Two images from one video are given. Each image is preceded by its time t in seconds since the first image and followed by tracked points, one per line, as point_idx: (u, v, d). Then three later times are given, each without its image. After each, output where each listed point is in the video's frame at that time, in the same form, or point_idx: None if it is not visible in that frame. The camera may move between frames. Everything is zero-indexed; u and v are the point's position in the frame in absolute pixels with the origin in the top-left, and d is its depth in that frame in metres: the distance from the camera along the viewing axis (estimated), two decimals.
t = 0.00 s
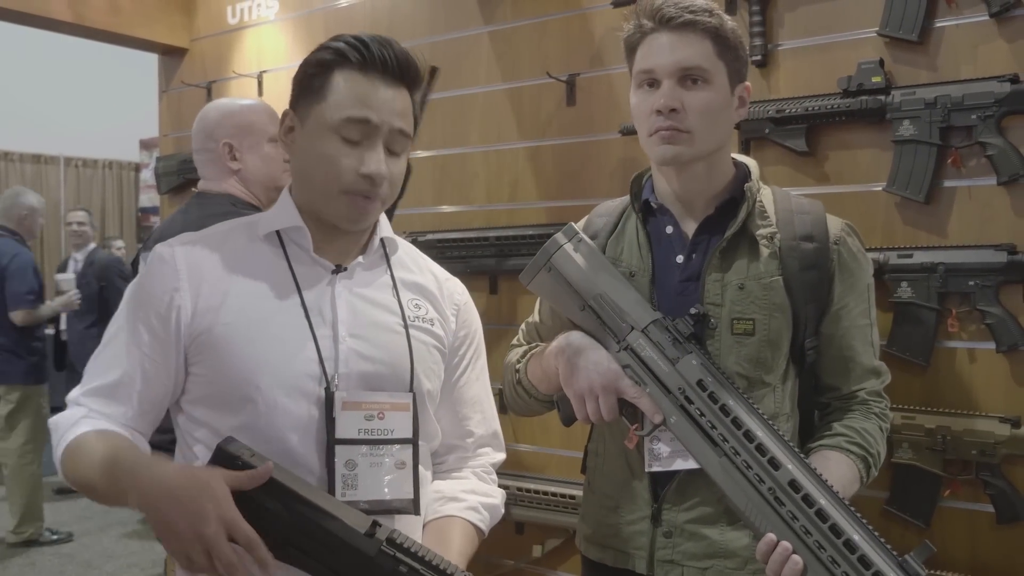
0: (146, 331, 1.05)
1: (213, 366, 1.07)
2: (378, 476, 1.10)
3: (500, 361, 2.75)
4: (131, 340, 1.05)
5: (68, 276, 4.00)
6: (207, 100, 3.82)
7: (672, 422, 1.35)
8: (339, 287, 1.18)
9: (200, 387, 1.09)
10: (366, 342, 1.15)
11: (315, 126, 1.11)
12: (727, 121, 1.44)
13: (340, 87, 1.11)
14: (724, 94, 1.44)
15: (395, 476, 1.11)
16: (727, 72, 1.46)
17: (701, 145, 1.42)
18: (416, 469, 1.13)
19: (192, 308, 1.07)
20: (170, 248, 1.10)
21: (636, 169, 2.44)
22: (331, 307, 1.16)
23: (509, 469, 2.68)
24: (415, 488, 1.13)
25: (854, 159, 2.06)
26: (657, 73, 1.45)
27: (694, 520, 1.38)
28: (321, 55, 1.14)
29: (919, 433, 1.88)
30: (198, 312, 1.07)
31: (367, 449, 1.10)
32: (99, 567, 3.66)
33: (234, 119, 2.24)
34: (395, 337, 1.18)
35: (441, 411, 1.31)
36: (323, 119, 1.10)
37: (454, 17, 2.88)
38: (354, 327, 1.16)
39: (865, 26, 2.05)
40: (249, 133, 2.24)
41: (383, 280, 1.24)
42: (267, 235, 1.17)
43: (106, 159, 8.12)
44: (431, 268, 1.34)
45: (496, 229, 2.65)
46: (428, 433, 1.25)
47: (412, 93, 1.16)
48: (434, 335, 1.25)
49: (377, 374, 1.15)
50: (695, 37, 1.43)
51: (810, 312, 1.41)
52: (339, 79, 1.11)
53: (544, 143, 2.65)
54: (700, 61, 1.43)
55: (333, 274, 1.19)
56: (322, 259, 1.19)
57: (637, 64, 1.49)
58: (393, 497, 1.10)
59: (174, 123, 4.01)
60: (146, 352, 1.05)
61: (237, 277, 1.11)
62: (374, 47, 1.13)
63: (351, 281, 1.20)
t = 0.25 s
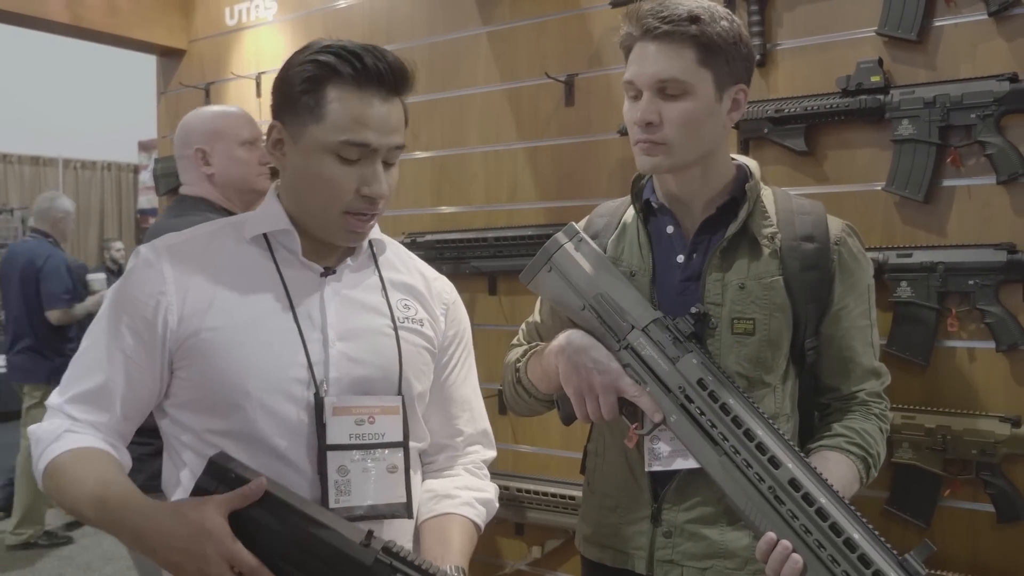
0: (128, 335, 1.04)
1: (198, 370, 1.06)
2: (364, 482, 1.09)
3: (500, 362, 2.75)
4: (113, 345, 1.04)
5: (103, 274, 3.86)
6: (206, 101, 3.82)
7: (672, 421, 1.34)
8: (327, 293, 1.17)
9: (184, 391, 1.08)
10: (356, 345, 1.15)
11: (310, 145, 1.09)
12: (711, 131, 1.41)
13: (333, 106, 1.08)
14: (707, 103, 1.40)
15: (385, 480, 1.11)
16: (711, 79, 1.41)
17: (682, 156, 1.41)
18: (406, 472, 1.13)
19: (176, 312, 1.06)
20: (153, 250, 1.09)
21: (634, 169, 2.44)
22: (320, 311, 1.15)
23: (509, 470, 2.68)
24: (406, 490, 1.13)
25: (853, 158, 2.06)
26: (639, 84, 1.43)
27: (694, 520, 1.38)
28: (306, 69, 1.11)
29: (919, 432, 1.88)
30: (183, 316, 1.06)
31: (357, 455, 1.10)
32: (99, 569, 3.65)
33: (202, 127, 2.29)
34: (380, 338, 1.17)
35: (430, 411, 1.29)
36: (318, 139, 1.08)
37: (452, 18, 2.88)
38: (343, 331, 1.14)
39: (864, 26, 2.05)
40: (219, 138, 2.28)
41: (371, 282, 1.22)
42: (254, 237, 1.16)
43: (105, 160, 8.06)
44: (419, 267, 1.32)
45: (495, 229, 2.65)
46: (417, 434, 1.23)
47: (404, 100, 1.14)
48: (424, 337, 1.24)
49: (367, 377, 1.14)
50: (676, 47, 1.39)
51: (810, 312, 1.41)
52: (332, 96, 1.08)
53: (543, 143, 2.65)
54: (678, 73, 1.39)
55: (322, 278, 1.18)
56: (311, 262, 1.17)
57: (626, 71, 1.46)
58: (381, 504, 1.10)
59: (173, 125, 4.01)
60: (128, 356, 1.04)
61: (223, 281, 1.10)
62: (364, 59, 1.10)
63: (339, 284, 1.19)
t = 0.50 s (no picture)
0: (115, 341, 1.03)
1: (184, 374, 1.06)
2: (351, 482, 1.10)
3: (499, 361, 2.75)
4: (99, 351, 1.03)
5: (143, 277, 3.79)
6: (205, 100, 3.82)
7: (672, 419, 1.34)
8: (312, 291, 1.16)
9: (170, 397, 1.07)
10: (341, 346, 1.14)
11: (282, 143, 1.08)
12: (710, 133, 1.40)
13: (302, 103, 1.07)
14: (706, 107, 1.39)
15: (374, 480, 1.12)
16: (710, 83, 1.40)
17: (681, 160, 1.40)
18: (395, 472, 1.14)
19: (161, 316, 1.05)
20: (137, 253, 1.08)
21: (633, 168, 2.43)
22: (305, 310, 1.14)
23: (508, 470, 2.68)
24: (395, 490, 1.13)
25: (853, 157, 2.06)
26: (636, 89, 1.41)
27: (693, 519, 1.37)
28: (275, 66, 1.10)
29: (919, 431, 1.88)
30: (170, 319, 1.06)
31: (346, 457, 1.10)
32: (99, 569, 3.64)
33: (167, 127, 2.30)
34: (365, 338, 1.15)
35: (419, 407, 1.27)
36: (289, 137, 1.08)
37: (451, 17, 2.87)
38: (329, 331, 1.14)
39: (863, 24, 2.04)
40: (182, 138, 2.29)
41: (357, 279, 1.21)
42: (235, 238, 1.15)
43: (104, 160, 7.98)
44: (403, 261, 1.29)
45: (494, 228, 2.64)
46: (406, 433, 1.21)
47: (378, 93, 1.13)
48: (412, 333, 1.21)
49: (354, 377, 1.13)
50: (673, 52, 1.38)
51: (810, 311, 1.40)
52: (302, 93, 1.07)
53: (542, 142, 2.64)
54: (674, 79, 1.38)
55: (307, 277, 1.17)
56: (295, 262, 1.16)
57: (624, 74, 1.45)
58: (372, 504, 1.11)
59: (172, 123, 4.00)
60: (115, 363, 1.03)
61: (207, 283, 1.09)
62: (332, 54, 1.09)
63: (324, 283, 1.17)
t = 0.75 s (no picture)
0: (99, 347, 1.02)
1: (172, 377, 1.05)
2: (349, 483, 1.10)
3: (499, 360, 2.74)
4: (85, 357, 1.02)
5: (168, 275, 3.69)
6: (204, 98, 3.81)
7: (672, 418, 1.34)
8: (300, 291, 1.15)
9: (158, 401, 1.06)
10: (331, 346, 1.13)
11: (265, 140, 1.08)
12: (712, 135, 1.40)
13: (284, 99, 1.06)
14: (708, 110, 1.39)
15: (369, 481, 1.12)
16: (711, 85, 1.39)
17: (683, 162, 1.40)
18: (388, 473, 1.14)
19: (147, 320, 1.05)
20: (121, 257, 1.07)
21: (633, 167, 2.43)
22: (294, 310, 1.13)
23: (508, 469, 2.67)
24: (389, 490, 1.14)
25: (853, 156, 2.05)
26: (637, 91, 1.40)
27: (693, 518, 1.37)
28: (257, 62, 1.09)
29: (920, 431, 1.87)
30: (156, 322, 1.05)
31: (339, 458, 1.10)
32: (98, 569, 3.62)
33: (145, 126, 2.32)
34: (358, 337, 1.15)
35: (412, 403, 1.27)
36: (272, 134, 1.07)
37: (450, 15, 2.86)
38: (319, 331, 1.13)
39: (864, 22, 2.04)
40: (156, 139, 2.31)
41: (346, 277, 1.20)
42: (222, 239, 1.14)
43: (105, 158, 7.82)
44: (393, 259, 1.29)
45: (495, 227, 2.63)
46: (398, 432, 1.21)
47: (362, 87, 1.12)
48: (405, 331, 1.21)
49: (344, 377, 1.13)
50: (676, 55, 1.37)
51: (811, 309, 1.40)
52: (284, 88, 1.06)
53: (541, 141, 2.64)
54: (677, 83, 1.37)
55: (295, 277, 1.16)
56: (282, 262, 1.15)
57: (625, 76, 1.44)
58: (366, 504, 1.11)
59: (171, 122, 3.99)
60: (101, 368, 1.02)
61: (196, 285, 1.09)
62: (314, 48, 1.08)
63: (313, 283, 1.17)
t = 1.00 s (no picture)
0: (94, 349, 1.01)
1: (167, 378, 1.04)
2: (346, 484, 1.10)
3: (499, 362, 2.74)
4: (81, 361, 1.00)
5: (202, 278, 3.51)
6: (205, 99, 3.81)
7: (674, 421, 1.33)
8: (295, 291, 1.15)
9: (153, 402, 1.05)
10: (327, 346, 1.13)
11: (258, 142, 1.07)
12: (714, 137, 1.39)
13: (277, 100, 1.06)
14: (710, 112, 1.38)
15: (366, 482, 1.12)
16: (714, 88, 1.39)
17: (685, 164, 1.39)
18: (384, 474, 1.14)
19: (143, 322, 1.04)
20: (115, 259, 1.06)
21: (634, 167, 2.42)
22: (289, 311, 1.13)
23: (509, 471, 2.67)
24: (386, 490, 1.13)
25: (855, 157, 2.04)
26: (639, 93, 1.39)
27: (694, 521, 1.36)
28: (249, 63, 1.09)
29: (922, 434, 1.86)
30: (151, 323, 1.04)
31: (334, 459, 1.10)
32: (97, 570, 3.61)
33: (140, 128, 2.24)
34: (355, 337, 1.15)
35: (408, 403, 1.26)
36: (265, 135, 1.07)
37: (451, 16, 2.86)
38: (315, 333, 1.13)
39: (866, 23, 2.03)
40: (145, 144, 2.22)
41: (342, 278, 1.20)
42: (216, 240, 1.14)
43: (105, 158, 7.79)
44: (389, 258, 1.30)
45: (496, 228, 2.63)
46: (393, 432, 1.21)
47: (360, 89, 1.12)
48: (400, 332, 1.21)
49: (339, 377, 1.13)
50: (678, 58, 1.36)
51: (813, 310, 1.39)
52: (276, 89, 1.06)
53: (543, 142, 2.63)
54: (680, 86, 1.36)
55: (290, 277, 1.16)
56: (278, 263, 1.16)
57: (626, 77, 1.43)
58: (362, 504, 1.10)
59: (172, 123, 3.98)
60: (97, 372, 1.01)
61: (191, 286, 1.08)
62: (306, 49, 1.08)
63: (307, 283, 1.17)
